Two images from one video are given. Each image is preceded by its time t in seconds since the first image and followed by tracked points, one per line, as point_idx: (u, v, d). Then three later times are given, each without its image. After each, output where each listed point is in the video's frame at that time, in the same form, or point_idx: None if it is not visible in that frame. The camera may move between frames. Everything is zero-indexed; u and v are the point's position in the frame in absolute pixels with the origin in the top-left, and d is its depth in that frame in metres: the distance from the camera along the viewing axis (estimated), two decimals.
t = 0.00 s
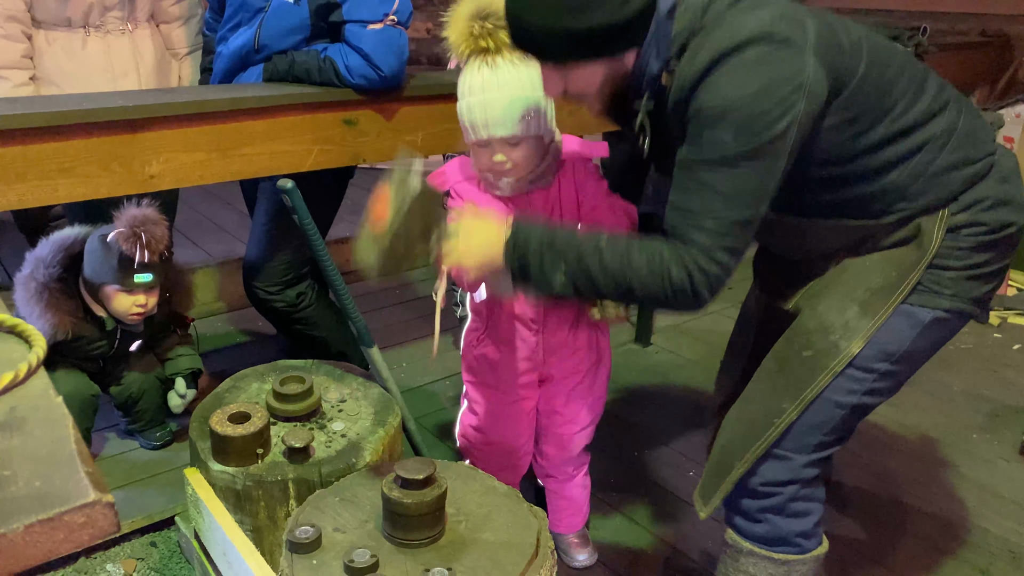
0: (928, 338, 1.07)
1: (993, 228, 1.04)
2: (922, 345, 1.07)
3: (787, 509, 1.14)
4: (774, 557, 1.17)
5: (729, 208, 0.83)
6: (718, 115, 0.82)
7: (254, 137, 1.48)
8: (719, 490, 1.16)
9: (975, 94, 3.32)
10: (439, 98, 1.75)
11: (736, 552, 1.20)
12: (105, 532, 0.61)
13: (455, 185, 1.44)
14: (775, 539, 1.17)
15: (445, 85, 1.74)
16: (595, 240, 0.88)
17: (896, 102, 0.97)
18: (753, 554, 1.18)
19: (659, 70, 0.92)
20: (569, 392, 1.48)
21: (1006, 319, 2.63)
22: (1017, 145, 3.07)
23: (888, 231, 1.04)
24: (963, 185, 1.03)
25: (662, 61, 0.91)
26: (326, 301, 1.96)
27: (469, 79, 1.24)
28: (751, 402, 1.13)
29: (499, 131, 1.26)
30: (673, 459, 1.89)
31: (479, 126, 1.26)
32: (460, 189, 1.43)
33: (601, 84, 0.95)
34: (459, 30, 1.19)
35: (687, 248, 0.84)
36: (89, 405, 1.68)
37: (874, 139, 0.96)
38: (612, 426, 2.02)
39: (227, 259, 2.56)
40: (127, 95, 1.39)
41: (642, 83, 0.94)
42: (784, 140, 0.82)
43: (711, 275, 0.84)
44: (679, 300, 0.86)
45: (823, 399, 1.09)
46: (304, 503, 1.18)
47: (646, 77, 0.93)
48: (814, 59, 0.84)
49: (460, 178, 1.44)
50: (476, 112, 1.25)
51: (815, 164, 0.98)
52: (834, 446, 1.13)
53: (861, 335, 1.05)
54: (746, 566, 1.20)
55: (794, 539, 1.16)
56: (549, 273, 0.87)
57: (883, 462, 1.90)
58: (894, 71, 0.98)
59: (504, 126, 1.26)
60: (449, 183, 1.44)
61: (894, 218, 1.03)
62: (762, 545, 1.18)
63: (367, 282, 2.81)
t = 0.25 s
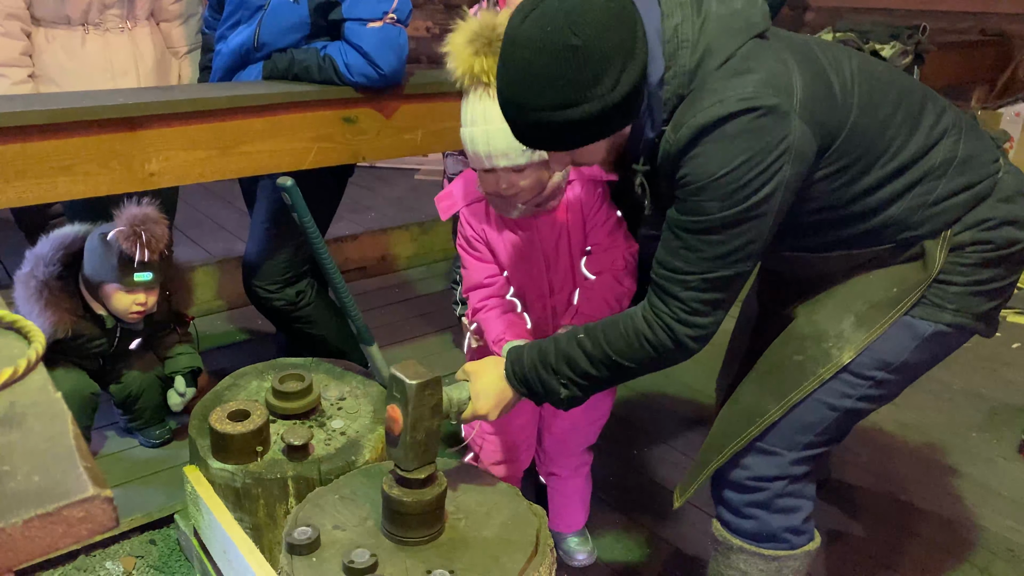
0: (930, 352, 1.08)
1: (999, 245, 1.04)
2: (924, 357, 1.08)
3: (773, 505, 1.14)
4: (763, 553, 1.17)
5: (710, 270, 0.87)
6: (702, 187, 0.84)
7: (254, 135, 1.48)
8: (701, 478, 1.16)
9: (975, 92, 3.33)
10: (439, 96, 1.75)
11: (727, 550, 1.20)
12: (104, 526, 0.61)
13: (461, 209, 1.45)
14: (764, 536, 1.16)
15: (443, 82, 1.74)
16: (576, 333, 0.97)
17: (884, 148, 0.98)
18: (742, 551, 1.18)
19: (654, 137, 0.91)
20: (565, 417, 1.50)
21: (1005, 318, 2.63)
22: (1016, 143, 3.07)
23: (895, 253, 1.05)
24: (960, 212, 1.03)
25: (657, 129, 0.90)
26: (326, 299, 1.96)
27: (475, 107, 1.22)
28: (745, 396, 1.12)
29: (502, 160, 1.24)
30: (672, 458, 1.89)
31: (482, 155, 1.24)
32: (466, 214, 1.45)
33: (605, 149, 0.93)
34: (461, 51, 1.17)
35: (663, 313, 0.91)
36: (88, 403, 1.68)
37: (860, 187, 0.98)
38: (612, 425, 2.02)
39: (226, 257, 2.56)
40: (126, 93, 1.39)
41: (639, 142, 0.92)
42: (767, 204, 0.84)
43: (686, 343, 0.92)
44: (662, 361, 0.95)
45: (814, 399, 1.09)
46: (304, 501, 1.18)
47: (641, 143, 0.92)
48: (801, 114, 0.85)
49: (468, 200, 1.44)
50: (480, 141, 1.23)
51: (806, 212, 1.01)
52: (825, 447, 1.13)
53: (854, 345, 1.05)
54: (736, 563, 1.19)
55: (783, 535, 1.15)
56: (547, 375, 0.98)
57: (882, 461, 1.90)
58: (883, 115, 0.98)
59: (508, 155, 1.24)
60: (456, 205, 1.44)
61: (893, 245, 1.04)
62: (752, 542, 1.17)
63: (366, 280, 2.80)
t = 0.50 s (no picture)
0: (940, 347, 1.08)
1: (1011, 240, 1.04)
2: (934, 351, 1.07)
3: (786, 503, 1.14)
4: (775, 550, 1.17)
5: (730, 256, 0.87)
6: (724, 171, 0.84)
7: (254, 134, 1.49)
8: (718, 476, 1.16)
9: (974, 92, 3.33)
10: (439, 95, 1.75)
11: (737, 547, 1.20)
12: (103, 525, 0.61)
13: (466, 199, 1.45)
14: (777, 532, 1.16)
15: (443, 81, 1.74)
16: (594, 321, 0.97)
17: (898, 140, 0.98)
18: (753, 548, 1.18)
19: (675, 120, 0.91)
20: (567, 414, 1.50)
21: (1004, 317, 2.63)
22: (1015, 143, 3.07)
23: (906, 246, 1.05)
24: (974, 205, 1.03)
25: (677, 112, 0.90)
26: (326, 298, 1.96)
27: (483, 94, 1.27)
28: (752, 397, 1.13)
29: (507, 147, 1.28)
30: (672, 457, 1.89)
31: (489, 141, 1.28)
32: (471, 204, 1.45)
33: (622, 132, 0.94)
34: (471, 38, 1.27)
35: (683, 303, 0.91)
36: (88, 402, 1.69)
37: (874, 176, 0.98)
38: (611, 424, 2.02)
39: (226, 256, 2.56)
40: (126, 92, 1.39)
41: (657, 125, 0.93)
42: (789, 189, 0.84)
43: (708, 331, 0.91)
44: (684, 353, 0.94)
45: (828, 395, 1.09)
46: (303, 499, 1.18)
47: (660, 125, 0.92)
48: (822, 99, 0.86)
49: (470, 192, 1.45)
50: (486, 127, 1.27)
51: (820, 201, 1.00)
52: (839, 444, 1.13)
53: (868, 341, 1.05)
54: (747, 559, 1.19)
55: (795, 532, 1.15)
56: (564, 362, 0.97)
57: (882, 461, 1.90)
58: (898, 106, 0.97)
59: (514, 141, 1.27)
60: (461, 196, 1.46)
61: (909, 235, 1.04)
62: (764, 539, 1.17)
63: (366, 280, 2.81)
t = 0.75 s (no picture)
0: (937, 339, 1.08)
1: (1007, 231, 1.05)
2: (929, 343, 1.08)
3: (791, 500, 1.15)
4: (779, 548, 1.17)
5: (750, 195, 0.83)
6: (749, 100, 0.83)
7: (254, 134, 1.49)
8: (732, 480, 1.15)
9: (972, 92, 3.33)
10: (439, 96, 1.75)
11: (741, 543, 1.21)
12: (104, 526, 0.61)
13: (469, 181, 1.44)
14: (783, 530, 1.16)
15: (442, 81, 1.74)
16: (613, 234, 0.88)
17: (917, 100, 0.97)
18: (757, 544, 1.18)
19: (696, 57, 0.92)
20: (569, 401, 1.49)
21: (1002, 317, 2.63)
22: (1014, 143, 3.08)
23: (905, 226, 1.04)
24: (981, 184, 1.03)
25: (699, 48, 0.92)
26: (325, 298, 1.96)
27: (492, 80, 1.28)
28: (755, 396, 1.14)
29: (517, 131, 1.29)
30: (671, 457, 1.90)
31: (499, 125, 1.29)
32: (474, 185, 1.43)
33: (638, 75, 0.97)
34: (481, 26, 1.27)
35: (709, 237, 0.84)
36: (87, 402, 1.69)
37: (894, 132, 0.97)
38: (611, 424, 2.02)
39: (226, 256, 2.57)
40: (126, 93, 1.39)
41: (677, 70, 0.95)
42: (811, 125, 0.82)
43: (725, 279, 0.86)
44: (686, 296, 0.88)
45: (835, 392, 1.09)
46: (303, 499, 1.19)
47: (682, 65, 0.94)
48: (845, 47, 0.86)
49: (476, 175, 1.44)
50: (496, 111, 1.28)
51: (837, 157, 0.98)
52: (841, 440, 1.14)
53: (875, 330, 1.06)
54: (750, 557, 1.20)
55: (800, 530, 1.16)
56: (569, 260, 0.88)
57: (881, 460, 1.90)
58: (917, 69, 0.98)
59: (523, 125, 1.28)
60: (464, 179, 1.44)
61: (918, 209, 1.03)
62: (768, 536, 1.18)
63: (365, 279, 2.81)
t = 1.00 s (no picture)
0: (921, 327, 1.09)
1: (989, 217, 1.07)
2: (914, 334, 1.09)
3: (782, 498, 1.16)
4: (771, 543, 1.18)
5: (740, 126, 0.86)
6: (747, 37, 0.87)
7: (253, 134, 1.48)
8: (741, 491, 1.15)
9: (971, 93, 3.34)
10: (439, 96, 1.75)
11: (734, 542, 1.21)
12: (102, 526, 0.61)
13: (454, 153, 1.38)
14: (775, 526, 1.17)
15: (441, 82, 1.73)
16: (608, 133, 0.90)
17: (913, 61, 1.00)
18: (749, 541, 1.19)
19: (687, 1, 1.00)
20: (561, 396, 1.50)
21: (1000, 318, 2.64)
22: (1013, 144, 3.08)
23: (888, 202, 1.05)
24: (968, 160, 1.05)
25: None
26: (324, 298, 1.96)
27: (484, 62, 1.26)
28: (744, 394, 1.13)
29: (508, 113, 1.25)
30: (669, 456, 1.90)
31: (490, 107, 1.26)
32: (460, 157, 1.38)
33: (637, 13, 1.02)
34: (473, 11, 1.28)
35: (698, 157, 0.87)
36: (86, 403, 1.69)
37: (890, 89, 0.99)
38: (609, 423, 2.02)
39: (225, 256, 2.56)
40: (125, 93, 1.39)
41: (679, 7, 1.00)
42: (800, 62, 0.87)
43: (704, 206, 0.88)
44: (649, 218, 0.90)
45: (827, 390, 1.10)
46: (302, 499, 1.19)
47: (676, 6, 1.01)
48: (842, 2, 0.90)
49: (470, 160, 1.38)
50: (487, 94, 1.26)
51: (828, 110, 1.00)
52: (832, 436, 1.14)
53: (870, 324, 1.06)
54: (743, 554, 1.21)
55: (791, 526, 1.16)
56: (559, 142, 0.89)
57: (880, 459, 1.90)
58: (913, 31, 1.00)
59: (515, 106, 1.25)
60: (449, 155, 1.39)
61: (909, 179, 1.04)
62: (760, 533, 1.18)
63: (364, 279, 2.81)
